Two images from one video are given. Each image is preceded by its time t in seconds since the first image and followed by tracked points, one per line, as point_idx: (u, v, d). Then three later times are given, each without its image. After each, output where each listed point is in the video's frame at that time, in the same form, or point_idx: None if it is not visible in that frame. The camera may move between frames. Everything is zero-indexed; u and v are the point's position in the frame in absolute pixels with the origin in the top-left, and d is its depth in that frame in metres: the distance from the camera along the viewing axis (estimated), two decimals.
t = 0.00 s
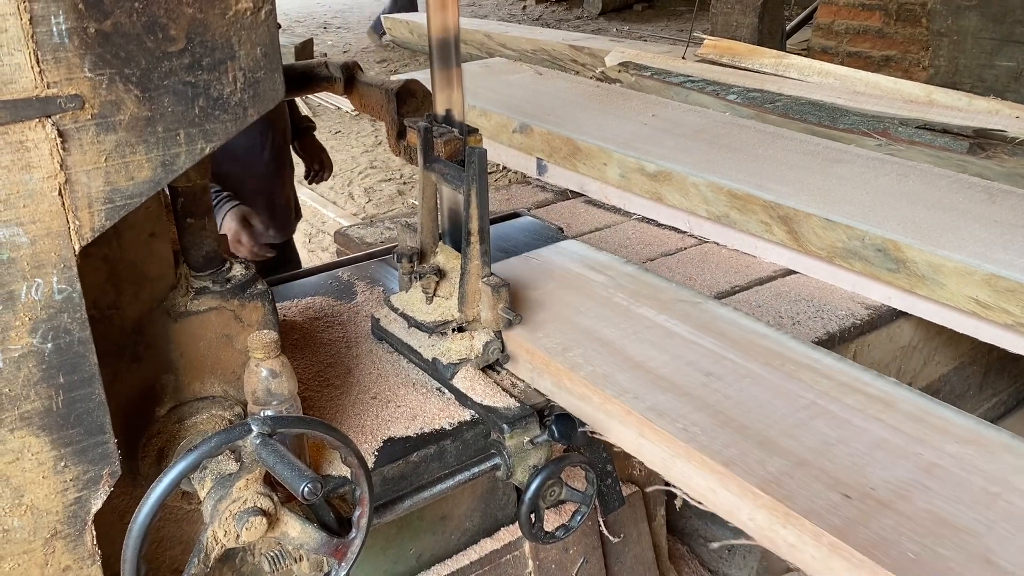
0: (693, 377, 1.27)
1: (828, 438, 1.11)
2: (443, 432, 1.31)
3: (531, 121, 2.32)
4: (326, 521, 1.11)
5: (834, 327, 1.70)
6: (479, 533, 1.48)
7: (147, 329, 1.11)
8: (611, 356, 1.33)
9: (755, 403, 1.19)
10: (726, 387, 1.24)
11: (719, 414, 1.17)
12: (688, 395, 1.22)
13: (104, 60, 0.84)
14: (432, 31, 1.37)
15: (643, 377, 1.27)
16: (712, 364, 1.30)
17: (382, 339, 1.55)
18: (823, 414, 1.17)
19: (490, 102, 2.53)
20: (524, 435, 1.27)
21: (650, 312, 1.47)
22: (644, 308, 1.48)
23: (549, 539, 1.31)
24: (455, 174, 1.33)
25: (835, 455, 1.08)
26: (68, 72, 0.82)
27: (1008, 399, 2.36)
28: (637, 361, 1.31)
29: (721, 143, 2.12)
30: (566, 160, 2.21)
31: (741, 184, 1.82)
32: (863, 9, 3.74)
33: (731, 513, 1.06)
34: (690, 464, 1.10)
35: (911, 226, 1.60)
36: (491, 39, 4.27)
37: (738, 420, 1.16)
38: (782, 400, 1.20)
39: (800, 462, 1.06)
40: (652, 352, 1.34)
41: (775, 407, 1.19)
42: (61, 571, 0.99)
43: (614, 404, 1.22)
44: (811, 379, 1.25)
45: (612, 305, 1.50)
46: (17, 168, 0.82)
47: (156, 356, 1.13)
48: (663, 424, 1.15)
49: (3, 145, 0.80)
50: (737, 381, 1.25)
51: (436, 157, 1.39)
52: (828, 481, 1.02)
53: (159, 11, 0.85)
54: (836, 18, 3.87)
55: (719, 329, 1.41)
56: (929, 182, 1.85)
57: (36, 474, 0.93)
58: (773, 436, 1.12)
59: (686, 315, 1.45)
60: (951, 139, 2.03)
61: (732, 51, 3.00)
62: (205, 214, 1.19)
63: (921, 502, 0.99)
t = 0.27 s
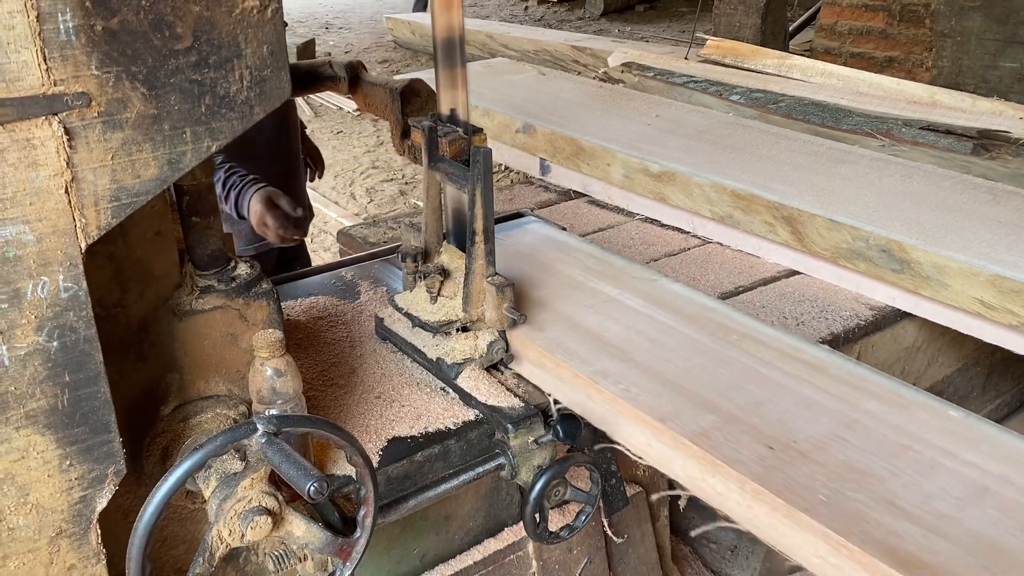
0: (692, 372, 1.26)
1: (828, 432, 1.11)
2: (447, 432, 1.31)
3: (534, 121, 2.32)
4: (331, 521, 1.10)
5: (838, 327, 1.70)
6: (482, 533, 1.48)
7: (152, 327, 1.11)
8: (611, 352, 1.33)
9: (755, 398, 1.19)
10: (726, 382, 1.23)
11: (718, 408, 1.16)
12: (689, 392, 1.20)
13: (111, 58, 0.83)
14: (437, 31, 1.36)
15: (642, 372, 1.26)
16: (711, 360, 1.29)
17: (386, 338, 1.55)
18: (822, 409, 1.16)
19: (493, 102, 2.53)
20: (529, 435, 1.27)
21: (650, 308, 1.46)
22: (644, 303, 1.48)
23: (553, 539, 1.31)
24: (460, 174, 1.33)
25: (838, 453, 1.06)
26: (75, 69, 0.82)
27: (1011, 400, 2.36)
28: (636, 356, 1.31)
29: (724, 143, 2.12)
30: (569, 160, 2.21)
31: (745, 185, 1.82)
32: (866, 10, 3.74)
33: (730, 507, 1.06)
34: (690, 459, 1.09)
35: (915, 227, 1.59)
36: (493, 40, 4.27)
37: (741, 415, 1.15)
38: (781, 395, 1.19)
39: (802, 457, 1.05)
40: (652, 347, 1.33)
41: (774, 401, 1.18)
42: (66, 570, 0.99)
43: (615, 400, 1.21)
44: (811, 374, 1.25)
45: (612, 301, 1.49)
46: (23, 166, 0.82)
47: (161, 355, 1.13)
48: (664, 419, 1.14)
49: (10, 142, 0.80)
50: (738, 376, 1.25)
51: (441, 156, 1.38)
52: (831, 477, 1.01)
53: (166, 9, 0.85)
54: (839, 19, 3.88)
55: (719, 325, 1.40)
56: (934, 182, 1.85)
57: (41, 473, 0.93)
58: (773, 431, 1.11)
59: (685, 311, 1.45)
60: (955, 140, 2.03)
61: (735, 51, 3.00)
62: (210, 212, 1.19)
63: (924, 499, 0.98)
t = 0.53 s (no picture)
0: (691, 370, 1.25)
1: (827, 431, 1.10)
2: (451, 433, 1.31)
3: (536, 122, 2.32)
4: (334, 523, 1.10)
5: (841, 329, 1.69)
6: (485, 535, 1.48)
7: (156, 329, 1.11)
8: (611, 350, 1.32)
9: (753, 397, 1.18)
10: (724, 380, 1.23)
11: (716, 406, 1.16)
12: (688, 391, 1.20)
13: (117, 60, 0.83)
14: (442, 32, 1.36)
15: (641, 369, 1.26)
16: (709, 358, 1.29)
17: (389, 339, 1.55)
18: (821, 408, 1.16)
19: (495, 103, 2.53)
20: (532, 437, 1.27)
21: (649, 306, 1.46)
22: (644, 301, 1.47)
23: (556, 540, 1.31)
24: (463, 175, 1.33)
25: (838, 453, 1.06)
26: (81, 71, 0.82)
27: (1014, 403, 2.36)
28: (635, 355, 1.30)
29: (726, 145, 2.12)
30: (572, 161, 2.21)
31: (748, 187, 1.82)
32: (869, 12, 3.74)
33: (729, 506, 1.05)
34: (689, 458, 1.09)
35: (918, 229, 1.59)
36: (495, 41, 4.27)
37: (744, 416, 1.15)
38: (780, 393, 1.19)
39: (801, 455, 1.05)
40: (651, 345, 1.33)
41: (773, 401, 1.17)
42: (70, 571, 0.99)
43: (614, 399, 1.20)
44: (809, 372, 1.24)
45: (612, 299, 1.49)
46: (29, 167, 0.82)
47: (166, 356, 1.13)
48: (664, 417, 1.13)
49: (16, 144, 0.80)
50: (738, 375, 1.24)
51: (445, 157, 1.38)
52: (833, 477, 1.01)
53: (172, 10, 0.85)
54: (842, 21, 3.88)
55: (719, 323, 1.39)
56: (936, 185, 1.85)
57: (46, 474, 0.93)
58: (772, 430, 1.10)
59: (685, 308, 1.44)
60: (958, 142, 2.02)
61: (738, 53, 3.01)
62: (214, 214, 1.19)
63: (925, 500, 0.97)
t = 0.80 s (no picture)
0: (689, 367, 1.25)
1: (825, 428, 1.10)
2: (453, 435, 1.32)
3: (539, 124, 2.32)
4: (337, 524, 1.11)
5: (843, 332, 1.70)
6: (487, 537, 1.48)
7: (160, 330, 1.11)
8: (610, 348, 1.32)
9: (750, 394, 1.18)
10: (723, 379, 1.22)
11: (712, 403, 1.16)
12: (683, 387, 1.20)
13: (122, 62, 0.84)
14: (444, 33, 1.36)
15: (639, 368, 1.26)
16: (707, 357, 1.28)
17: (391, 341, 1.55)
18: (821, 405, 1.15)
19: (498, 105, 2.53)
20: (534, 438, 1.27)
21: (648, 305, 1.46)
22: (643, 301, 1.47)
23: (558, 543, 1.30)
24: (466, 177, 1.33)
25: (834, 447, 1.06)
26: (86, 73, 0.82)
27: (1015, 405, 2.36)
28: (633, 353, 1.30)
29: (728, 147, 2.12)
30: (574, 163, 2.21)
31: (750, 189, 1.82)
32: (871, 14, 3.74)
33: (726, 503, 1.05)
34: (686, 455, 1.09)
35: (919, 232, 1.59)
36: (497, 42, 4.27)
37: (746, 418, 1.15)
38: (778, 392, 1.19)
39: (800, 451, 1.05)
40: (648, 344, 1.33)
41: (769, 398, 1.17)
42: (73, 571, 0.99)
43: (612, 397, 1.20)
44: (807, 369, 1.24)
45: (610, 299, 1.48)
46: (34, 169, 0.82)
47: (169, 357, 1.13)
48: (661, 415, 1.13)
49: (21, 145, 0.81)
50: (736, 373, 1.24)
51: (447, 159, 1.38)
52: (825, 472, 1.01)
53: (177, 13, 0.85)
54: (843, 23, 3.88)
55: (716, 322, 1.39)
56: (938, 187, 1.85)
57: (49, 475, 0.93)
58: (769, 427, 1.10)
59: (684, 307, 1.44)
60: (960, 145, 2.02)
61: (739, 56, 3.01)
62: (218, 215, 1.19)
63: (916, 495, 0.97)
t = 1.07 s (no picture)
0: (689, 370, 1.26)
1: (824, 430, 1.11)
2: (455, 435, 1.32)
3: (540, 125, 2.32)
4: (340, 524, 1.12)
5: (845, 333, 1.70)
6: (488, 537, 1.48)
7: (162, 329, 1.11)
8: (611, 350, 1.33)
9: (749, 396, 1.19)
10: (722, 381, 1.23)
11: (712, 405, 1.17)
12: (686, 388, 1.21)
13: (126, 61, 0.84)
14: (446, 34, 1.36)
15: (639, 369, 1.26)
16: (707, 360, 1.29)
17: (393, 341, 1.55)
18: (820, 407, 1.16)
19: (499, 106, 2.53)
20: (536, 439, 1.27)
21: (649, 309, 1.47)
22: (644, 304, 1.48)
23: (560, 543, 1.30)
24: (468, 178, 1.33)
25: (833, 448, 1.07)
26: (90, 72, 0.82)
27: (1017, 407, 2.36)
28: (634, 355, 1.31)
29: (730, 148, 2.12)
30: (575, 164, 2.21)
31: (752, 190, 1.82)
32: (872, 16, 3.74)
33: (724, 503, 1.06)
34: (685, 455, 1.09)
35: (922, 233, 1.59)
36: (498, 43, 4.28)
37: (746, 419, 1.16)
38: (777, 394, 1.20)
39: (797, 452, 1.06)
40: (649, 347, 1.34)
41: (768, 400, 1.18)
42: (76, 571, 0.99)
43: (613, 398, 1.21)
44: (806, 373, 1.25)
45: (611, 302, 1.49)
46: (39, 168, 0.83)
47: (172, 357, 1.13)
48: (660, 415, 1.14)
49: (26, 145, 0.81)
50: (736, 376, 1.25)
51: (450, 160, 1.39)
52: (822, 472, 1.01)
53: (181, 12, 0.85)
54: (845, 24, 3.88)
55: (717, 325, 1.40)
56: (940, 189, 1.85)
57: (53, 474, 0.93)
58: (767, 428, 1.11)
59: (685, 311, 1.45)
60: (962, 146, 2.02)
61: (741, 57, 3.01)
62: (221, 215, 1.19)
63: (914, 495, 0.98)
